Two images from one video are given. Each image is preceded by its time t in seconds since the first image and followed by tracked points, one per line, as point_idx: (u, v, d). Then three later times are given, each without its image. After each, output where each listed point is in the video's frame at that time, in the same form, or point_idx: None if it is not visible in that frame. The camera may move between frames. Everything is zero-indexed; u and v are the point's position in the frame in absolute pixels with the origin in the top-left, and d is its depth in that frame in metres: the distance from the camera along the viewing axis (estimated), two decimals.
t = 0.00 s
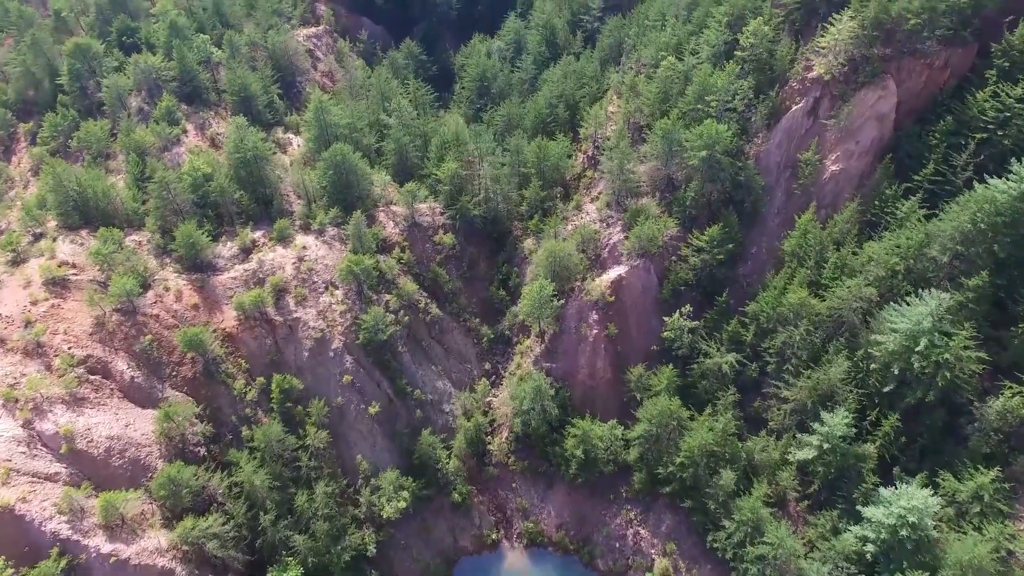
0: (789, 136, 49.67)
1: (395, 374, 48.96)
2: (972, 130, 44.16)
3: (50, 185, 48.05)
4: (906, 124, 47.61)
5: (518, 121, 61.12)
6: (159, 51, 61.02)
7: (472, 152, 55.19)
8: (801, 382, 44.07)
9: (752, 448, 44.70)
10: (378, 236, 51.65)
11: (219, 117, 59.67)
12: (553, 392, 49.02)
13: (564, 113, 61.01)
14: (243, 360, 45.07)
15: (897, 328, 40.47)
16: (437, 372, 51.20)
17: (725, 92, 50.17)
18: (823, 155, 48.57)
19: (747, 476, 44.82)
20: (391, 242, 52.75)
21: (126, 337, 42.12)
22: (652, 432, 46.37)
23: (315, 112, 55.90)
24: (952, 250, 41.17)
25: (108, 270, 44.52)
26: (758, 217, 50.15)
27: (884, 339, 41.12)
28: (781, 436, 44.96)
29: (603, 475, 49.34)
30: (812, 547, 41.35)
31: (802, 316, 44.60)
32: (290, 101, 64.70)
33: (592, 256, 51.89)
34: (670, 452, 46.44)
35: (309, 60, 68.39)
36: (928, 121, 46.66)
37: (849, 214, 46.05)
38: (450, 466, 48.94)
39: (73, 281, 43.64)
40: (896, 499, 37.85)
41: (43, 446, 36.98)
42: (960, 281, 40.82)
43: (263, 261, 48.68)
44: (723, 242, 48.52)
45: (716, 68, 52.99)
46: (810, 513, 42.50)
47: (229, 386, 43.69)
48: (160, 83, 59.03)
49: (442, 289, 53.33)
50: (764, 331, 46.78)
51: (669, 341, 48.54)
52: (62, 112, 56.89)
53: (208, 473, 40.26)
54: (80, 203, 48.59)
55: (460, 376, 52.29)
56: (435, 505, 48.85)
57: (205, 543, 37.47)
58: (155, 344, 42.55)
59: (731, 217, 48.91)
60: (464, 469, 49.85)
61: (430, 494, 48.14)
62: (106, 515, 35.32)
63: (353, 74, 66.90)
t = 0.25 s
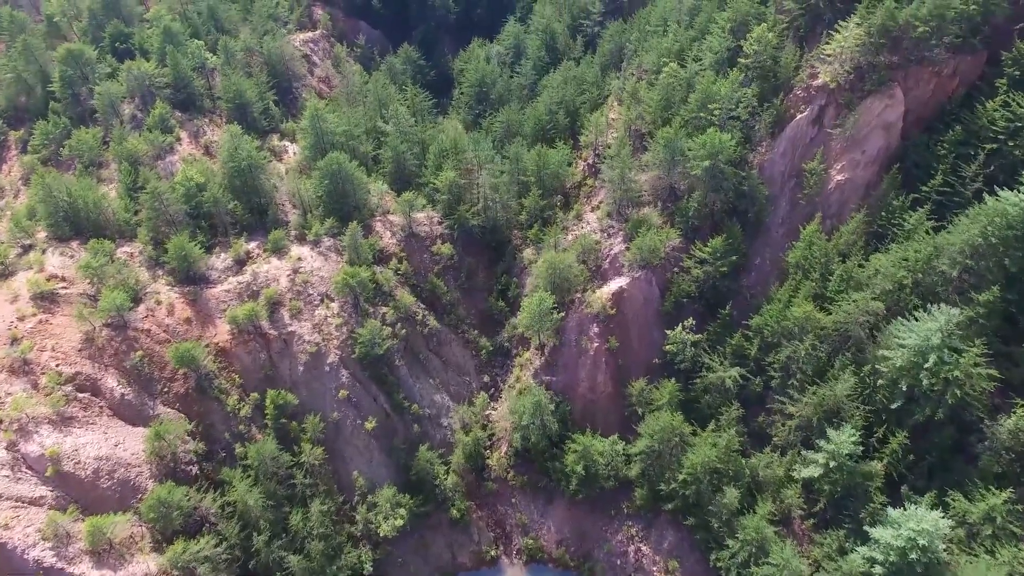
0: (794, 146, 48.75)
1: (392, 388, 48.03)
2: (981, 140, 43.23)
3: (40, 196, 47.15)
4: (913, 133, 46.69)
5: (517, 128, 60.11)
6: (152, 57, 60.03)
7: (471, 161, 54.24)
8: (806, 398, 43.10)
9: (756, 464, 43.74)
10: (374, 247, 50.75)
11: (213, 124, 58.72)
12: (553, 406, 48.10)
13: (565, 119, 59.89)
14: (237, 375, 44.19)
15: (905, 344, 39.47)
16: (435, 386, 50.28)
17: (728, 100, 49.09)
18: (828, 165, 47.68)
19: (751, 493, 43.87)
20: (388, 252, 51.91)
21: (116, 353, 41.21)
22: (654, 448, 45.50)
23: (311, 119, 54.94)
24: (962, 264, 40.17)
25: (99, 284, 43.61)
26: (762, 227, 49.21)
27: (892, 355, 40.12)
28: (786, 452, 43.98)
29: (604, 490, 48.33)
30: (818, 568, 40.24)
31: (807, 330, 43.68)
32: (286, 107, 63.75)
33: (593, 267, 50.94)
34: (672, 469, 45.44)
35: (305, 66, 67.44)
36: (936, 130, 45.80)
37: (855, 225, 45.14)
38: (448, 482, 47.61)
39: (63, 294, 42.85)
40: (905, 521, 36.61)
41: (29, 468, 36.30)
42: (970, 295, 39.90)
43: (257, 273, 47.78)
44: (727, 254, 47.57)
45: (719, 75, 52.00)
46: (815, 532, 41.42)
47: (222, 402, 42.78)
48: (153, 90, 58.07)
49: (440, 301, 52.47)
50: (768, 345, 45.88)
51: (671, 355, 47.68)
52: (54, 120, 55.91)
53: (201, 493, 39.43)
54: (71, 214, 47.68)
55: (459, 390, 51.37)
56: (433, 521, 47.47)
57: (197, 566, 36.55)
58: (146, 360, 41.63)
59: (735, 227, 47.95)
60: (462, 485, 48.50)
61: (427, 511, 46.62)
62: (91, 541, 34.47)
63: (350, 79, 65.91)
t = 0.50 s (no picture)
0: (798, 155, 47.82)
1: (389, 402, 47.04)
2: (992, 149, 42.10)
3: (29, 207, 46.17)
4: (921, 143, 45.88)
5: (516, 134, 59.13)
6: (146, 63, 59.07)
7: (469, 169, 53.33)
8: (811, 414, 42.14)
9: (760, 481, 42.69)
10: (371, 258, 49.76)
11: (207, 132, 57.75)
12: (553, 420, 47.09)
13: (564, 126, 58.78)
14: (230, 391, 43.26)
15: (914, 360, 38.43)
16: (433, 399, 49.28)
17: (731, 109, 48.08)
18: (834, 175, 46.77)
19: (754, 511, 42.88)
20: (385, 263, 51.00)
21: (106, 370, 40.30)
22: (655, 464, 44.34)
23: (307, 127, 54.01)
24: (974, 278, 39.03)
25: (89, 298, 42.68)
26: (766, 238, 48.24)
27: (900, 371, 39.12)
28: (791, 469, 42.94)
29: (605, 506, 46.68)
30: None
31: (813, 345, 42.70)
32: (282, 114, 62.81)
33: (594, 278, 49.94)
34: (675, 486, 44.26)
35: (301, 72, 66.51)
36: (945, 139, 44.86)
37: (862, 237, 44.23)
38: (445, 498, 46.42)
39: (51, 309, 41.88)
40: (916, 543, 35.74)
41: (13, 491, 35.15)
42: (981, 310, 38.86)
43: (251, 285, 46.85)
44: (730, 266, 46.65)
45: (722, 82, 51.01)
46: (821, 551, 40.42)
47: (214, 419, 41.83)
48: (146, 97, 57.10)
49: (438, 312, 51.56)
50: (773, 359, 44.92)
51: (674, 369, 46.75)
52: (44, 127, 54.85)
53: (192, 514, 38.42)
54: (60, 225, 46.67)
55: (457, 403, 50.36)
56: (430, 537, 45.94)
57: None
58: (136, 377, 40.73)
59: (738, 239, 47.09)
60: (461, 500, 47.28)
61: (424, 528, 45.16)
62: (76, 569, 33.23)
63: (346, 85, 64.99)
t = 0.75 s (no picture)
0: (804, 166, 46.73)
1: (385, 420, 45.94)
2: (1005, 161, 41.04)
3: (16, 220, 45.04)
4: (930, 155, 44.93)
5: (515, 142, 57.92)
6: (137, 70, 57.87)
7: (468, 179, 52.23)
8: (818, 434, 41.01)
9: (765, 502, 41.45)
10: (366, 271, 48.65)
11: (200, 141, 56.63)
12: (553, 438, 45.96)
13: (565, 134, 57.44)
14: (222, 410, 42.17)
15: (925, 380, 37.37)
16: (430, 416, 48.16)
17: (735, 119, 46.93)
18: (840, 187, 45.70)
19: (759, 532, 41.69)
20: (381, 276, 49.94)
21: (93, 390, 39.24)
22: (658, 484, 42.86)
23: (301, 136, 52.88)
24: (986, 296, 37.98)
25: (76, 314, 41.61)
26: (771, 251, 47.10)
27: (910, 392, 38.05)
28: (797, 489, 41.79)
29: (606, 526, 45.42)
30: None
31: (820, 363, 41.59)
32: (276, 122, 61.67)
33: (595, 292, 48.82)
34: (678, 507, 42.80)
35: (296, 78, 65.35)
36: (956, 151, 43.92)
37: (870, 251, 43.20)
38: (443, 518, 45.28)
39: (37, 327, 40.80)
40: (928, 571, 34.71)
41: None
42: (993, 329, 37.80)
43: (243, 300, 45.77)
44: (734, 280, 45.57)
45: (725, 91, 49.82)
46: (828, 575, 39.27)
47: (205, 439, 40.74)
48: (138, 105, 55.96)
49: (435, 326, 50.46)
50: (778, 376, 43.83)
51: (676, 386, 45.71)
52: (33, 137, 53.65)
53: (182, 539, 37.47)
54: (47, 239, 45.54)
55: (455, 420, 49.25)
56: (427, 558, 44.73)
57: None
58: (125, 397, 39.71)
59: (742, 252, 45.97)
60: (458, 520, 46.11)
61: (421, 549, 44.03)
62: None
63: (343, 92, 63.89)
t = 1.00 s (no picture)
0: (809, 176, 45.76)
1: (381, 436, 44.91)
2: (1014, 174, 40.58)
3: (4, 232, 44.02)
4: (938, 165, 44.32)
5: (514, 150, 56.87)
6: (129, 77, 56.84)
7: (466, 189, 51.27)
8: (824, 452, 39.96)
9: (770, 521, 40.20)
10: (363, 283, 47.68)
11: (194, 149, 55.62)
12: (553, 455, 44.91)
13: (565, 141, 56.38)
14: (214, 428, 41.19)
15: (935, 399, 36.45)
16: (428, 432, 47.15)
17: (739, 127, 45.90)
18: (846, 198, 44.76)
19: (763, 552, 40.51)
20: (378, 288, 49.01)
21: (81, 409, 38.33)
22: (660, 502, 41.68)
23: (296, 145, 51.86)
24: (997, 312, 37.17)
25: (64, 330, 40.64)
26: (776, 263, 46.06)
27: (919, 410, 37.09)
28: (802, 508, 40.60)
29: (607, 542, 43.83)
30: None
31: (826, 379, 40.49)
32: (271, 129, 60.67)
33: (596, 304, 47.83)
34: (681, 528, 41.72)
35: (292, 84, 64.33)
36: (965, 162, 43.24)
37: (877, 264, 42.25)
38: (440, 536, 44.23)
39: (23, 343, 39.80)
40: None
41: None
42: (1005, 346, 36.96)
43: (236, 314, 44.80)
44: (738, 293, 44.57)
45: (729, 99, 48.80)
46: None
47: (197, 458, 39.79)
48: (130, 113, 54.92)
49: (433, 339, 49.48)
50: (783, 392, 42.79)
51: (679, 401, 44.74)
52: (23, 145, 52.57)
53: (171, 562, 36.29)
54: (36, 251, 44.53)
55: (453, 435, 48.20)
56: None
57: None
58: (113, 415, 38.80)
59: (746, 265, 44.95)
60: (457, 538, 44.97)
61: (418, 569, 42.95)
62: None
63: (339, 98, 62.95)
